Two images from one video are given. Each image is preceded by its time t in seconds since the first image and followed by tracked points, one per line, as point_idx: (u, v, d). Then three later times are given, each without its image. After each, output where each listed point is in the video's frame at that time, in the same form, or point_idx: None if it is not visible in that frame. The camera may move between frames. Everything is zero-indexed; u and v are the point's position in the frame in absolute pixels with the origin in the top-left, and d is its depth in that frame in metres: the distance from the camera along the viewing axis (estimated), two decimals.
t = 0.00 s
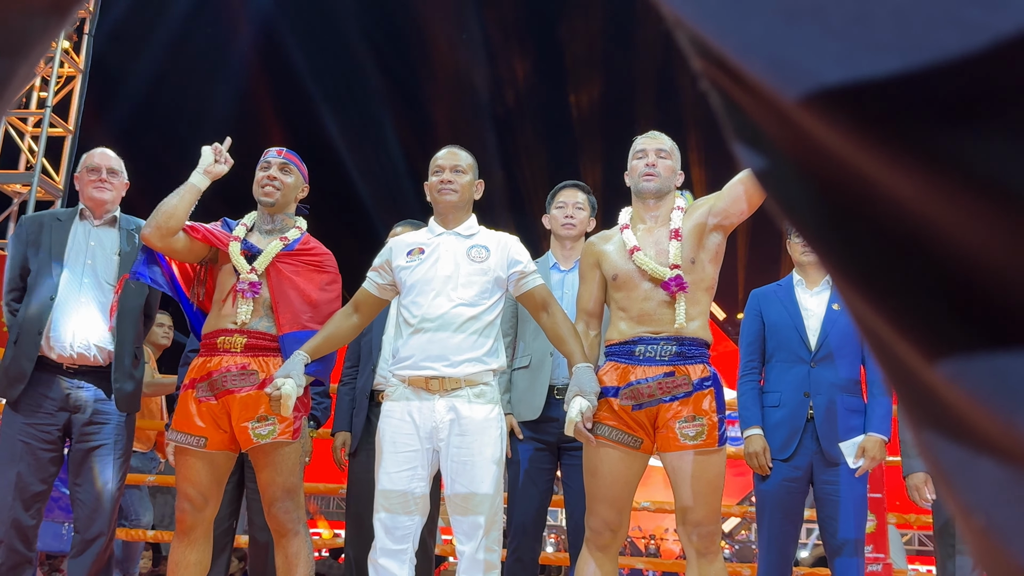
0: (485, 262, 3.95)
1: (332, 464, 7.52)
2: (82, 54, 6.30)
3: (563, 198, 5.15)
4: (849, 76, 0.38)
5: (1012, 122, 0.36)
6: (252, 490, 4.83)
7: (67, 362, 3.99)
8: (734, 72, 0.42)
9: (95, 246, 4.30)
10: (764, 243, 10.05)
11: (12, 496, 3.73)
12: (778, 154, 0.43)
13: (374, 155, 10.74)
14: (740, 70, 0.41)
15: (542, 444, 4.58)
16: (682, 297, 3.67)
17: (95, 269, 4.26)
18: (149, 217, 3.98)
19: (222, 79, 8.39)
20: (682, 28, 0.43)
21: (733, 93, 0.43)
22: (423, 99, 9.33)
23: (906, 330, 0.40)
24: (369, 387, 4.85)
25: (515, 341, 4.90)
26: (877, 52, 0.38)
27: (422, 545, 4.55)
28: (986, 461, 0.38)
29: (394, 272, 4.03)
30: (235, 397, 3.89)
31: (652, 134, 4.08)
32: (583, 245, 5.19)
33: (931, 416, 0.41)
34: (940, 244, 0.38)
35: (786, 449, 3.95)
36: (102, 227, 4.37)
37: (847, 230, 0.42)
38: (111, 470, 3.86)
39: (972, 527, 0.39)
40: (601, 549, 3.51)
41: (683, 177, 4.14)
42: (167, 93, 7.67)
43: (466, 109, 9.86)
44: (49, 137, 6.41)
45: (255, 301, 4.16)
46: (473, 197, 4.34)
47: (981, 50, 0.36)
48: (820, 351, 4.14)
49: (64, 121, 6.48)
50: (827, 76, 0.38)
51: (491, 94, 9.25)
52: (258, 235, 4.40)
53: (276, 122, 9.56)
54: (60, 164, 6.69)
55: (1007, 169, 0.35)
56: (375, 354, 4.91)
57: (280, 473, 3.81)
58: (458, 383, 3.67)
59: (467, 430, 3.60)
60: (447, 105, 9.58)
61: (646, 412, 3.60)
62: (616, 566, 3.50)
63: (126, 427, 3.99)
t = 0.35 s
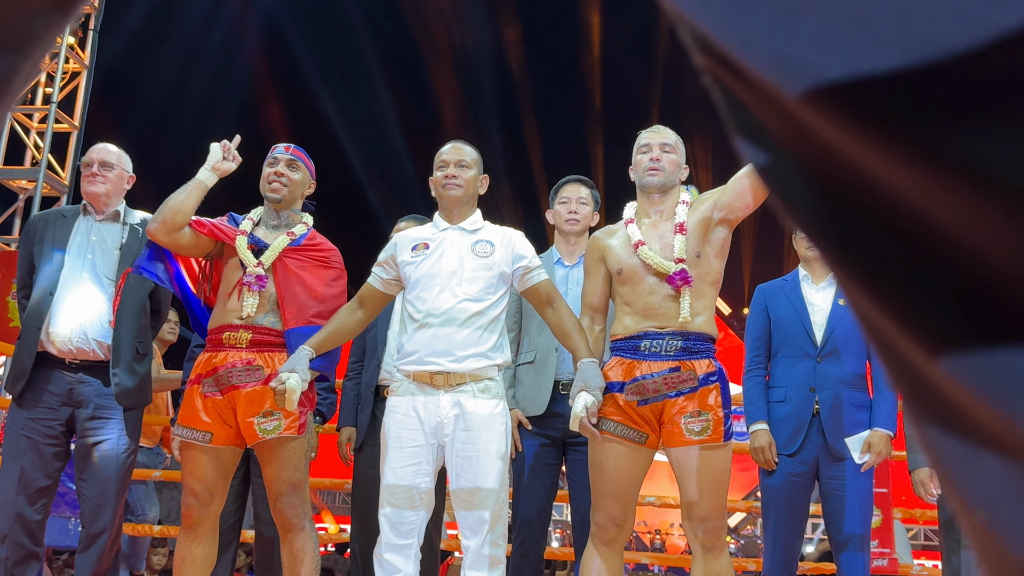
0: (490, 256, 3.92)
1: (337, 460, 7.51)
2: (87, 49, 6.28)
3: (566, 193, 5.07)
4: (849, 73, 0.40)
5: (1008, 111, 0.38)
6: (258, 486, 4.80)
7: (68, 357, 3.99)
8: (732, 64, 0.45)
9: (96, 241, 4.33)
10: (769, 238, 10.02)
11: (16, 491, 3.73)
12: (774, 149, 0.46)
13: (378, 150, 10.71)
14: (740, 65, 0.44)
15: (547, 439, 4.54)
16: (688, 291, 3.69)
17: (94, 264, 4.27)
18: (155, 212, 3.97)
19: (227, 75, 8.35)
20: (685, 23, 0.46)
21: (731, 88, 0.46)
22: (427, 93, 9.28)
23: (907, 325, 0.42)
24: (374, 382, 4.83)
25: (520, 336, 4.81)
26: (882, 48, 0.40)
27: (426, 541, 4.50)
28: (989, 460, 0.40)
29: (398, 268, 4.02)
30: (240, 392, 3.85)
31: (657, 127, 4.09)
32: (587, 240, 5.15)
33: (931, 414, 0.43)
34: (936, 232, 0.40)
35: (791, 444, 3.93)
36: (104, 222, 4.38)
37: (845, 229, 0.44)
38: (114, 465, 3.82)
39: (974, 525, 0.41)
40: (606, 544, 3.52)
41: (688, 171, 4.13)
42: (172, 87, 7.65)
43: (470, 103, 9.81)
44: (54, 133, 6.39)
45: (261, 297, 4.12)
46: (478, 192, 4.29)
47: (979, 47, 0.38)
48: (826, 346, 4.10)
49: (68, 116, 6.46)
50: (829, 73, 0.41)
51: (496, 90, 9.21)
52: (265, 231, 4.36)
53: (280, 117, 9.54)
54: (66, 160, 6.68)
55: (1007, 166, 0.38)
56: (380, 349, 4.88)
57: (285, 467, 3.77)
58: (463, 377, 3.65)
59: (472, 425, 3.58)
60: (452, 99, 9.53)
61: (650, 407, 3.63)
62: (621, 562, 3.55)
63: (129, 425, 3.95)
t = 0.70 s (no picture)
0: (497, 247, 3.87)
1: (345, 450, 7.55)
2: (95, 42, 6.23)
3: (572, 182, 5.01)
4: (862, 51, 0.37)
5: None
6: (265, 474, 4.77)
7: (71, 347, 4.03)
8: (743, 47, 0.41)
9: (101, 232, 4.35)
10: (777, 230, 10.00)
11: (23, 478, 3.81)
12: (784, 129, 0.42)
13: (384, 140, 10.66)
14: (757, 49, 0.40)
15: (553, 429, 4.50)
16: (694, 282, 3.67)
17: (97, 254, 4.29)
18: (165, 205, 3.95)
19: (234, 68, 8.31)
20: (696, 7, 0.42)
21: (743, 73, 0.42)
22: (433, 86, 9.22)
23: (913, 297, 0.38)
24: (382, 369, 4.75)
25: (526, 326, 4.76)
26: (893, 28, 0.36)
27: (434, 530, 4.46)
28: (1000, 435, 0.36)
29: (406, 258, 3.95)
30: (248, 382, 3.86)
31: (662, 116, 4.02)
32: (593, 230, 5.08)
33: (939, 388, 0.39)
34: (950, 211, 0.36)
35: (798, 434, 3.96)
36: (111, 213, 4.39)
37: (853, 205, 0.40)
38: (117, 455, 3.81)
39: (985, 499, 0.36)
40: (613, 533, 3.54)
41: (693, 160, 4.07)
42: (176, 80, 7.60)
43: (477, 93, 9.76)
44: (62, 126, 6.36)
45: (269, 286, 4.11)
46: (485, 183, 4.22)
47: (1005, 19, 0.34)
48: (832, 335, 4.15)
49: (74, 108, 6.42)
50: (839, 50, 0.37)
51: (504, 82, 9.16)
52: (271, 221, 4.32)
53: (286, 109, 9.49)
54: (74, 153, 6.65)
55: None
56: (385, 340, 4.81)
57: (294, 457, 3.81)
58: (470, 367, 3.61)
59: (479, 415, 3.55)
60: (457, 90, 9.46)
61: (658, 396, 3.63)
62: (628, 551, 3.54)
63: (135, 415, 3.89)
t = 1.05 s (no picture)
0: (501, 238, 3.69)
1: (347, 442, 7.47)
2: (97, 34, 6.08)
3: (576, 173, 4.81)
4: (862, 47, 0.44)
5: (1015, 78, 0.41)
6: (270, 467, 4.62)
7: (71, 339, 3.97)
8: (742, 39, 0.48)
9: (102, 224, 4.29)
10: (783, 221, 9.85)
11: (26, 470, 3.76)
12: (787, 123, 0.49)
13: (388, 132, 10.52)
14: (752, 40, 0.47)
15: (556, 421, 4.34)
16: (698, 274, 3.52)
17: (97, 247, 4.23)
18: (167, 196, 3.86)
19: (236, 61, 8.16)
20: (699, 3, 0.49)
21: (742, 62, 0.50)
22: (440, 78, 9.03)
23: (918, 299, 0.46)
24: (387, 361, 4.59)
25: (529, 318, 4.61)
26: (893, 21, 0.43)
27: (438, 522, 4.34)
28: (1001, 433, 0.43)
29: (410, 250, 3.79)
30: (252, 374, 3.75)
31: (667, 107, 3.84)
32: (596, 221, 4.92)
33: (941, 389, 0.46)
34: (953, 212, 0.43)
35: (802, 425, 3.93)
36: (114, 207, 4.34)
37: (855, 198, 0.48)
38: (121, 446, 3.77)
39: (988, 498, 0.44)
40: (617, 525, 3.41)
41: (698, 152, 3.89)
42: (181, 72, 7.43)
43: (482, 82, 9.59)
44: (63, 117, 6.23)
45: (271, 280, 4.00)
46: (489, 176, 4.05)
47: (991, 21, 0.41)
48: (836, 327, 4.09)
49: (79, 99, 6.28)
50: (839, 46, 0.44)
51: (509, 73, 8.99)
52: (274, 214, 4.19)
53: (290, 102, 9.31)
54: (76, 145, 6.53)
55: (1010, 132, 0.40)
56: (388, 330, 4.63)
57: (297, 450, 3.68)
58: (474, 360, 3.45)
59: (483, 407, 3.39)
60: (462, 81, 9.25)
61: (662, 388, 3.48)
62: (632, 543, 3.42)
63: (139, 406, 3.86)
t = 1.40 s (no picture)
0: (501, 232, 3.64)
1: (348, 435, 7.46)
2: (97, 26, 6.02)
3: (577, 165, 4.76)
4: (854, 44, 0.45)
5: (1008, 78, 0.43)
6: (271, 460, 4.56)
7: (72, 332, 3.95)
8: (737, 38, 0.49)
9: (102, 218, 4.26)
10: (785, 213, 9.81)
11: (26, 462, 3.73)
12: (783, 118, 0.50)
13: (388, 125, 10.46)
14: (745, 37, 0.48)
15: (557, 414, 4.30)
16: (699, 268, 3.47)
17: (96, 240, 4.20)
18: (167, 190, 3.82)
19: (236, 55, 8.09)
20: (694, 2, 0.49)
21: (734, 57, 0.50)
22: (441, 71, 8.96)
23: (913, 297, 0.47)
24: (388, 356, 4.55)
25: (530, 312, 4.56)
26: (883, 22, 0.44)
27: (438, 516, 4.31)
28: (995, 430, 0.44)
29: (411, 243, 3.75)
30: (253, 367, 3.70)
31: (669, 101, 3.80)
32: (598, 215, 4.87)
33: (937, 387, 0.47)
34: (950, 211, 0.44)
35: (802, 418, 3.90)
36: (113, 201, 4.31)
37: (846, 200, 0.49)
38: (120, 438, 3.73)
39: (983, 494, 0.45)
40: (618, 518, 3.36)
41: (701, 145, 3.83)
42: (181, 64, 7.37)
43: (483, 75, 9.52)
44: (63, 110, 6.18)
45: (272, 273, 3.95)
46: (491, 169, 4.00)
47: (985, 17, 0.42)
48: (837, 320, 4.04)
49: (80, 92, 6.24)
50: (832, 44, 0.45)
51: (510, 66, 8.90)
52: (274, 208, 4.14)
53: (291, 94, 9.24)
54: (76, 138, 6.47)
55: (997, 128, 0.42)
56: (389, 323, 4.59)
57: (299, 443, 3.64)
58: (475, 353, 3.41)
59: (484, 400, 3.35)
60: (463, 73, 9.17)
61: (663, 380, 3.43)
62: (633, 536, 3.37)
63: (140, 398, 3.83)
